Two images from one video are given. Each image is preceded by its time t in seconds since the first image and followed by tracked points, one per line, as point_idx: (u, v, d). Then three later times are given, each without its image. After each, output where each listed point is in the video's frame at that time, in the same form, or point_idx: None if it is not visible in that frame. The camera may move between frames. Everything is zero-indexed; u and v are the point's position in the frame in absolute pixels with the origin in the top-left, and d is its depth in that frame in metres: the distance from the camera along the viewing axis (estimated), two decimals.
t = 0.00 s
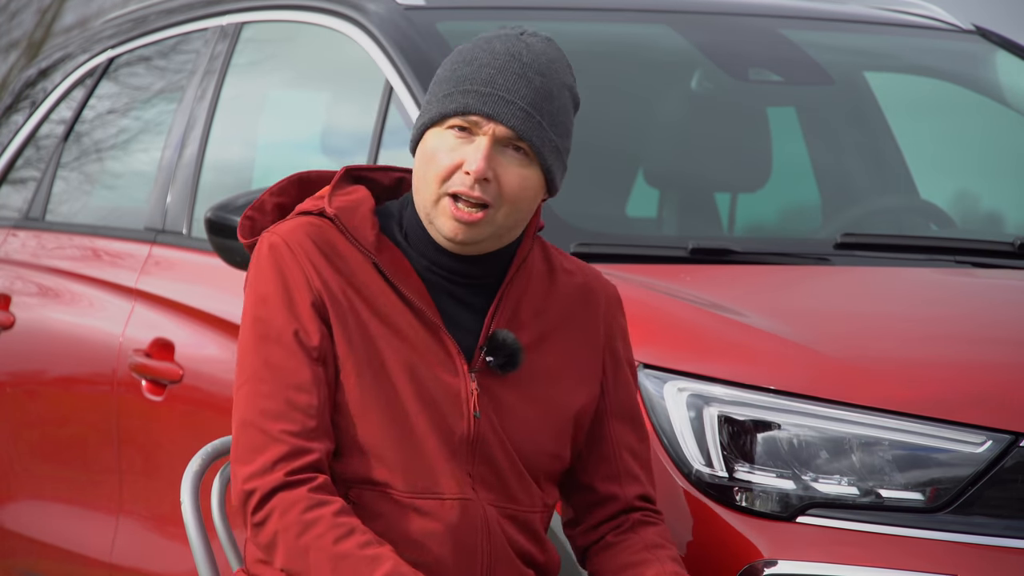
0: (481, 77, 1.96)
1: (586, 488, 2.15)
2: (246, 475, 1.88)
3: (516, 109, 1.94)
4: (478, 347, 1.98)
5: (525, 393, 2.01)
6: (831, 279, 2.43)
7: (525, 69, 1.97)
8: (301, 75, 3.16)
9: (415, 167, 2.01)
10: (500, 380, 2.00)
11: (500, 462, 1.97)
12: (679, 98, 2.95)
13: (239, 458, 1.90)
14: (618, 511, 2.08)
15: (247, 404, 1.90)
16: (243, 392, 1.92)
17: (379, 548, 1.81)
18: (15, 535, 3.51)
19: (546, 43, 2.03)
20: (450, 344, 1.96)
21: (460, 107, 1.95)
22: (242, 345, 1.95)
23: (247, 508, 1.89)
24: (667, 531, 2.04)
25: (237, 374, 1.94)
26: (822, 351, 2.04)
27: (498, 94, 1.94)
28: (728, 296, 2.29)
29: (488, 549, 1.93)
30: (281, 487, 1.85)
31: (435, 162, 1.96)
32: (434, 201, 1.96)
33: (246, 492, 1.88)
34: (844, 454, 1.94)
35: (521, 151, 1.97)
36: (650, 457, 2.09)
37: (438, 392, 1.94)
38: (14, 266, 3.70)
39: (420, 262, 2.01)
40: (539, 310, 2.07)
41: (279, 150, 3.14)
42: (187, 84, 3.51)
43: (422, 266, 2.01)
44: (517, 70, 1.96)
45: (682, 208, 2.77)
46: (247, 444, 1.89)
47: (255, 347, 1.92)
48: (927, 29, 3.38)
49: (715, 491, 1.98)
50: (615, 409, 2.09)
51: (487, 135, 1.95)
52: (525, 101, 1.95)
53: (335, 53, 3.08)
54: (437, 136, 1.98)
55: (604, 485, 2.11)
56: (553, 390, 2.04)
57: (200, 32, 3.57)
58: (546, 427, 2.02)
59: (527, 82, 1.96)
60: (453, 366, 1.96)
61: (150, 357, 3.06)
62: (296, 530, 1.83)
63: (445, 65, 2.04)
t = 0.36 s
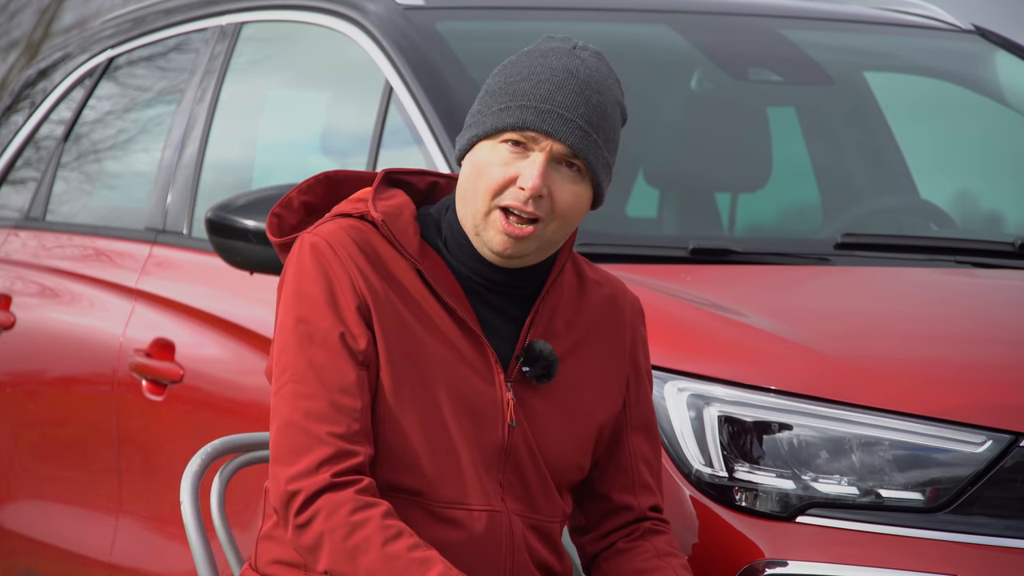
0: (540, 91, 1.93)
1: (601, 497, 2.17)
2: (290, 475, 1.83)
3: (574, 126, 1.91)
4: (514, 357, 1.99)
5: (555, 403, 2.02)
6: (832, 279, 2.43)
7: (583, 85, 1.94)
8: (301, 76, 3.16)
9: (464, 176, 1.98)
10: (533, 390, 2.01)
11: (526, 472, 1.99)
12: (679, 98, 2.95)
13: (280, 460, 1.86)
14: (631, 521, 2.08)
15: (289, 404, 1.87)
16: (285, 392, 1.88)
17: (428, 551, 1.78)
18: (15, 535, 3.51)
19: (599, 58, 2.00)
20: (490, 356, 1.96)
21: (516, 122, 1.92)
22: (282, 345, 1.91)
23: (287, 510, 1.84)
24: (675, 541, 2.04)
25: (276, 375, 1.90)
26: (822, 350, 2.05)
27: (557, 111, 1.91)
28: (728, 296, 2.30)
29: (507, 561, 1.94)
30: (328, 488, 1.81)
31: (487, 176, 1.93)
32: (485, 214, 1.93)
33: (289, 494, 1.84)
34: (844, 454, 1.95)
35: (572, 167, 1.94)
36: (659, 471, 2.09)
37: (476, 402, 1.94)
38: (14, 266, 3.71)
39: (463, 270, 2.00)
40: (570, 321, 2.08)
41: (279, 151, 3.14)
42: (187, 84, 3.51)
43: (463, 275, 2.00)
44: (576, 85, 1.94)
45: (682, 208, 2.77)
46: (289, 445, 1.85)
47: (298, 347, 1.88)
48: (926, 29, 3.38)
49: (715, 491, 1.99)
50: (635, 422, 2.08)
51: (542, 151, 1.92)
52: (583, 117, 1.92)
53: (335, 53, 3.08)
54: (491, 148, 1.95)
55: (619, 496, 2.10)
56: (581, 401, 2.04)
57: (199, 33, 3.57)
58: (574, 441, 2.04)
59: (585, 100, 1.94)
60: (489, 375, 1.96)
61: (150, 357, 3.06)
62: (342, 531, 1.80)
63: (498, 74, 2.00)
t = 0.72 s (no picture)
0: (580, 142, 1.90)
1: (607, 511, 2.17)
2: (307, 479, 1.83)
3: (609, 183, 1.88)
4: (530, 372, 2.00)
5: (571, 421, 2.04)
6: (831, 279, 2.44)
7: (624, 142, 1.91)
8: (302, 77, 3.16)
9: (495, 206, 1.97)
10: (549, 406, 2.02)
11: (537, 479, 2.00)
12: (679, 98, 2.96)
13: (295, 462, 1.86)
14: (634, 534, 2.10)
15: (307, 408, 1.86)
16: (303, 395, 1.87)
17: (443, 554, 1.79)
18: (15, 535, 3.51)
19: (647, 108, 1.97)
20: (507, 369, 1.97)
21: (552, 170, 1.89)
22: (300, 349, 1.90)
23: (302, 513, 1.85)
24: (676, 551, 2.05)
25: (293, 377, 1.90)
26: (821, 350, 2.05)
27: (594, 166, 1.88)
28: (728, 296, 2.30)
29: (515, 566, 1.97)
30: (343, 493, 1.82)
31: (515, 214, 1.91)
32: (510, 248, 1.92)
33: (303, 497, 1.84)
34: (844, 454, 1.95)
35: (604, 219, 1.91)
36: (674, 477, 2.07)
37: (492, 411, 1.94)
38: (14, 266, 3.70)
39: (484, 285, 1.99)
40: (588, 339, 2.08)
41: (280, 151, 3.14)
42: (187, 85, 3.51)
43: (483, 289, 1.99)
44: (617, 141, 1.91)
45: (682, 208, 2.77)
46: (305, 447, 1.85)
47: (317, 352, 1.88)
48: (926, 30, 3.39)
49: (716, 492, 1.99)
50: (645, 439, 2.08)
51: (575, 200, 1.89)
52: (620, 177, 1.89)
53: (335, 53, 3.08)
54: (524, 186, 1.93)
55: (625, 510, 2.10)
56: (593, 417, 2.06)
57: (199, 33, 3.56)
58: (586, 459, 2.06)
59: (624, 156, 1.91)
60: (503, 386, 1.97)
61: (151, 357, 3.06)
62: (356, 535, 1.80)
63: (542, 113, 1.98)
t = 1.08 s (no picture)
0: (563, 118, 1.91)
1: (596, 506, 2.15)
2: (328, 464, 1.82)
3: (597, 155, 1.89)
4: (523, 358, 1.99)
5: (564, 409, 2.03)
6: (831, 279, 2.43)
7: (607, 113, 1.93)
8: (302, 77, 3.16)
9: (484, 188, 1.97)
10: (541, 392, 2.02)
11: (535, 467, 1.99)
12: (679, 98, 2.95)
13: (313, 449, 1.84)
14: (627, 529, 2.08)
15: (322, 394, 1.85)
16: (316, 382, 1.87)
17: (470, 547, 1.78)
18: (15, 535, 3.51)
19: (627, 77, 1.97)
20: (502, 355, 1.96)
21: (539, 148, 1.90)
22: (308, 336, 1.90)
23: (325, 501, 1.82)
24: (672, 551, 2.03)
25: (304, 364, 1.89)
26: (821, 350, 2.05)
27: (581, 141, 1.89)
28: (728, 296, 2.29)
29: (518, 555, 1.96)
30: (370, 477, 1.80)
31: (506, 195, 1.91)
32: (503, 230, 1.92)
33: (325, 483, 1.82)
34: (843, 454, 1.94)
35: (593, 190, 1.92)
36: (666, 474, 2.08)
37: (495, 395, 1.95)
38: (14, 266, 3.70)
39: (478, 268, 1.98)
40: (578, 328, 2.07)
41: (280, 151, 3.14)
42: (187, 85, 3.51)
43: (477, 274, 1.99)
44: (601, 114, 1.92)
45: (682, 208, 2.76)
46: (324, 433, 1.84)
47: (327, 338, 1.88)
48: (926, 30, 3.38)
49: (715, 492, 1.98)
50: (634, 432, 2.07)
51: (565, 176, 1.90)
52: (606, 147, 1.91)
53: (335, 53, 3.08)
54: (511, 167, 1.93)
55: (616, 504, 2.08)
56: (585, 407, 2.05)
57: (199, 33, 3.57)
58: (583, 447, 2.05)
59: (608, 127, 1.92)
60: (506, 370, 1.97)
61: (150, 357, 3.06)
62: (384, 523, 1.78)
63: (522, 93, 1.98)
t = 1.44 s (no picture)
0: (519, 85, 1.98)
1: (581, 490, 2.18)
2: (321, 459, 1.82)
3: (556, 117, 1.98)
4: (501, 339, 2.05)
5: (542, 388, 2.08)
6: (830, 279, 2.43)
7: (561, 76, 2.00)
8: (302, 78, 3.16)
9: (446, 168, 2.04)
10: (522, 371, 2.06)
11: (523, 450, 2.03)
12: (678, 98, 2.95)
13: (304, 444, 1.84)
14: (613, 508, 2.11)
15: (306, 391, 1.86)
16: (299, 379, 1.88)
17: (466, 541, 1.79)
18: (15, 535, 3.51)
19: (570, 45, 2.06)
20: (483, 337, 2.00)
21: (499, 117, 1.97)
22: (288, 335, 1.92)
23: (320, 493, 1.82)
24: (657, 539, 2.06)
25: (287, 362, 1.90)
26: (821, 349, 2.05)
27: (539, 104, 1.97)
28: (729, 296, 2.30)
29: (511, 541, 1.97)
30: (366, 467, 1.80)
31: (470, 169, 1.98)
32: (470, 204, 1.98)
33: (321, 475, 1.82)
34: (844, 454, 1.95)
35: (553, 155, 2.01)
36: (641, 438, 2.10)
37: (473, 380, 1.97)
38: (14, 266, 3.70)
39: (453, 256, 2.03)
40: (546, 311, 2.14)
41: (280, 152, 3.14)
42: (187, 85, 3.51)
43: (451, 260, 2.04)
44: (554, 77, 2.00)
45: (681, 207, 2.77)
46: (313, 427, 1.84)
47: (307, 335, 1.89)
48: (926, 29, 3.38)
49: (714, 491, 1.97)
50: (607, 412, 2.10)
51: (525, 143, 1.98)
52: (562, 108, 1.99)
53: (336, 53, 3.08)
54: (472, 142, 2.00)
55: (599, 485, 2.13)
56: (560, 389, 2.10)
57: (199, 33, 3.57)
58: (562, 428, 2.09)
59: (564, 89, 2.00)
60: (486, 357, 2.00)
61: (151, 357, 3.06)
62: (382, 513, 1.78)
63: (473, 69, 2.06)
